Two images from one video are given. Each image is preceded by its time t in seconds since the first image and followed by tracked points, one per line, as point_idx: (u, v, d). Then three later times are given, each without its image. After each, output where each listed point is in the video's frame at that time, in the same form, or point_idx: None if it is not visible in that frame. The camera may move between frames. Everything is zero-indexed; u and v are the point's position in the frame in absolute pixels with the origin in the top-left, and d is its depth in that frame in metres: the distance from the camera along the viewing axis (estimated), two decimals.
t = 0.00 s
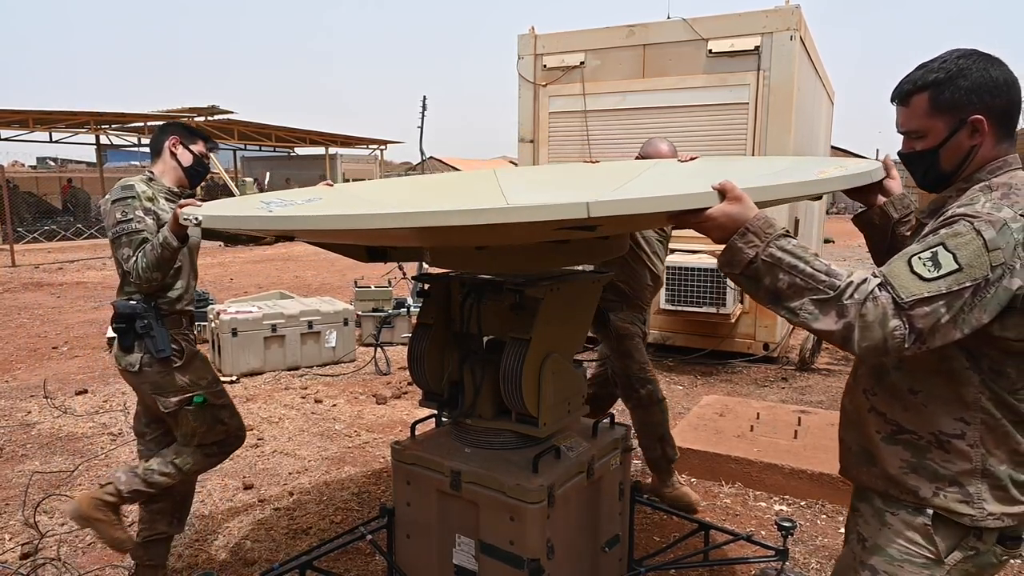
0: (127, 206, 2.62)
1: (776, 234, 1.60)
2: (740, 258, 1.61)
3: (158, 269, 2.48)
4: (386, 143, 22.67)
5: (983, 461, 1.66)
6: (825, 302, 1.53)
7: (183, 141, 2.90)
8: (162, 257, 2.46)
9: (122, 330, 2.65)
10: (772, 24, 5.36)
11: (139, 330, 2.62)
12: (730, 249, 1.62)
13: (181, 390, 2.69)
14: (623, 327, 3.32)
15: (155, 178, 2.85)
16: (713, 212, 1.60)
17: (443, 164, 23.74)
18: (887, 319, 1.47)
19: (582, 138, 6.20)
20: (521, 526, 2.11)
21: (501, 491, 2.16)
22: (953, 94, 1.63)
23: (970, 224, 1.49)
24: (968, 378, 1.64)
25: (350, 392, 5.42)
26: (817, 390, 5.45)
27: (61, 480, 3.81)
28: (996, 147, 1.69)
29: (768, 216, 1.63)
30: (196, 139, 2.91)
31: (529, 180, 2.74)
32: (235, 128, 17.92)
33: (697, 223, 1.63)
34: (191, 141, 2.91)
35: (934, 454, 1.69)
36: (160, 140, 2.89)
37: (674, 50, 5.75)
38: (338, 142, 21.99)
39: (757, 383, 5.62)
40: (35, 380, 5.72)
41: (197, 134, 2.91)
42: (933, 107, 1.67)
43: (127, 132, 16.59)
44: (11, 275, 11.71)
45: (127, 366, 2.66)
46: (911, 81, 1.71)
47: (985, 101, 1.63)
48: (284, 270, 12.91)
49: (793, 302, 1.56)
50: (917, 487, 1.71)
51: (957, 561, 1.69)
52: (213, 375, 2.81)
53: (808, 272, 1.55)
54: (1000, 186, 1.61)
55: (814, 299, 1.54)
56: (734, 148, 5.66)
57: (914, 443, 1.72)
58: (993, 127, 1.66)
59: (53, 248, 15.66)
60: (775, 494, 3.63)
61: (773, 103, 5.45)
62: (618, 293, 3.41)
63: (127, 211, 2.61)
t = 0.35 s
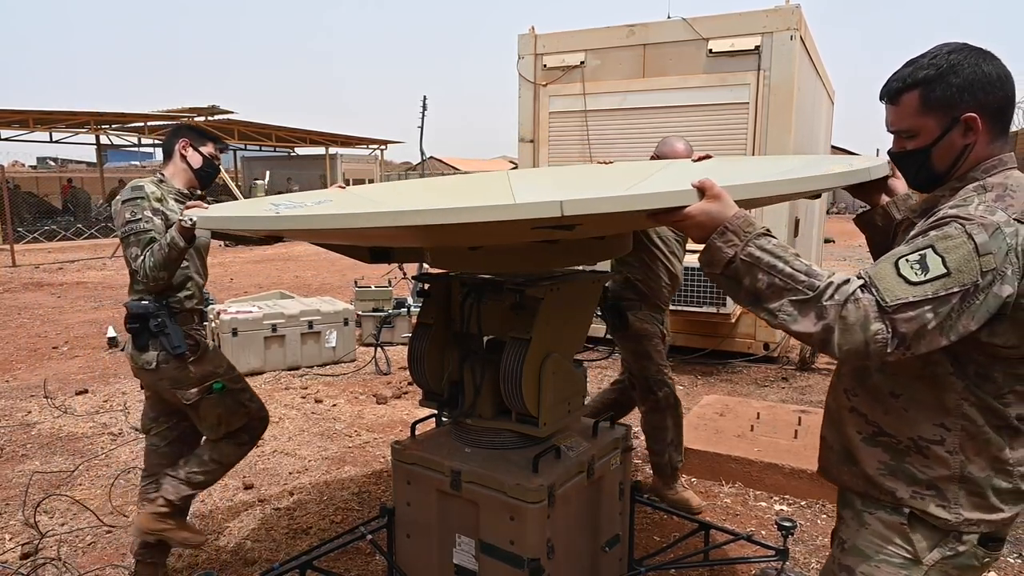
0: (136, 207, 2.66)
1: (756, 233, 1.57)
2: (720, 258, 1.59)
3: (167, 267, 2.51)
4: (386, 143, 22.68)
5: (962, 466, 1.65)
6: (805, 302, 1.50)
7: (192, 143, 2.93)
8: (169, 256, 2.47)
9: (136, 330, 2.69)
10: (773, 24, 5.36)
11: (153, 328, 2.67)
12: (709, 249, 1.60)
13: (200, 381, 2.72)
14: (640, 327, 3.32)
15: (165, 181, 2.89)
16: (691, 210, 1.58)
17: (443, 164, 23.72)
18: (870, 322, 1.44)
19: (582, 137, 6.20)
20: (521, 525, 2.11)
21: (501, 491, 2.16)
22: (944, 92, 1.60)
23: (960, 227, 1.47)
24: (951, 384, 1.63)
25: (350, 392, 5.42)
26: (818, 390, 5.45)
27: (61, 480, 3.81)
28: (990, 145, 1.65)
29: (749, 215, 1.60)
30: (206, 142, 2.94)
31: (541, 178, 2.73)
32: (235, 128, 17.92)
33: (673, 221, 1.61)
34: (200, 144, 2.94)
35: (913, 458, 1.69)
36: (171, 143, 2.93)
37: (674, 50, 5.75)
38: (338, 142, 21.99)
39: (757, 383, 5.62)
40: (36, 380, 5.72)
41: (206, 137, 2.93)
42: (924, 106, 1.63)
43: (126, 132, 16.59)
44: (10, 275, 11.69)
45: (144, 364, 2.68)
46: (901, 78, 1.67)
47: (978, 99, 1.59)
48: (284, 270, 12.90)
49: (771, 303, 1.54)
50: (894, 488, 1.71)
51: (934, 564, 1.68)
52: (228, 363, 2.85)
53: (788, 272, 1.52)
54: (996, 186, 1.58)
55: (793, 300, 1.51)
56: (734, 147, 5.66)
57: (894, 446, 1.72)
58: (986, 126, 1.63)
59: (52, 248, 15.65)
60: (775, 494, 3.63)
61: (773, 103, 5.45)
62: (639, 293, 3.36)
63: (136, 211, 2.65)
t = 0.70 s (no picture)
0: (147, 210, 2.68)
1: (727, 234, 1.50)
2: (689, 258, 1.52)
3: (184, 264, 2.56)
4: (386, 143, 22.71)
5: (936, 486, 1.57)
6: (772, 307, 1.43)
7: (204, 146, 2.94)
8: (180, 257, 2.55)
9: (157, 326, 2.71)
10: (773, 24, 5.35)
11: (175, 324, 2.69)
12: (681, 249, 1.53)
13: (220, 376, 2.78)
14: (651, 328, 3.32)
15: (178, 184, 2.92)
16: (664, 209, 1.54)
17: (443, 164, 23.75)
18: (837, 330, 1.37)
19: (582, 137, 6.20)
20: (521, 525, 2.11)
21: (501, 491, 2.16)
22: (935, 97, 1.46)
23: (942, 236, 1.39)
24: (927, 400, 1.54)
25: (351, 391, 5.42)
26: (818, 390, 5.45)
27: (61, 480, 3.80)
28: (982, 154, 1.52)
29: (723, 215, 1.53)
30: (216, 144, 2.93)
31: (552, 177, 2.71)
32: (235, 128, 17.93)
33: (644, 221, 1.57)
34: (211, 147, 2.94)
35: (887, 475, 1.62)
36: (184, 146, 2.95)
37: (674, 50, 5.75)
38: (338, 142, 22.01)
39: (757, 382, 5.63)
40: (36, 380, 5.71)
41: (217, 140, 2.93)
42: (913, 111, 1.49)
43: (126, 131, 16.59)
44: (10, 275, 11.67)
45: (165, 360, 2.71)
46: (889, 80, 1.52)
47: (970, 105, 1.45)
48: (284, 269, 12.90)
49: (738, 307, 1.47)
50: (866, 506, 1.65)
51: None
52: (243, 359, 2.91)
53: (756, 274, 1.45)
54: (984, 196, 1.48)
55: (760, 304, 1.44)
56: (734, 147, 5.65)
57: (869, 462, 1.65)
58: (979, 133, 1.49)
59: (52, 248, 15.63)
60: (776, 494, 3.63)
61: (774, 103, 5.44)
62: (652, 292, 3.35)
63: (148, 214, 2.67)
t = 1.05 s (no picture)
0: (162, 214, 2.71)
1: (697, 236, 1.48)
2: (659, 259, 1.51)
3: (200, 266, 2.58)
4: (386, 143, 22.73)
5: (920, 504, 1.51)
6: (734, 314, 1.43)
7: (216, 151, 2.97)
8: (196, 259, 2.56)
9: (178, 326, 2.74)
10: (773, 23, 5.35)
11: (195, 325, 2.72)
12: (651, 249, 1.52)
13: (236, 380, 2.80)
14: (656, 329, 3.31)
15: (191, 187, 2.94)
16: (635, 208, 1.52)
17: (443, 163, 23.76)
18: (798, 340, 1.36)
19: (582, 137, 6.19)
20: (521, 525, 2.11)
21: (502, 491, 2.15)
22: (914, 99, 1.42)
23: (913, 241, 1.34)
24: (910, 413, 1.49)
25: (351, 391, 5.42)
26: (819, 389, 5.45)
27: (61, 480, 3.80)
28: (968, 156, 1.47)
29: (695, 215, 1.52)
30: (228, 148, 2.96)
31: (556, 172, 2.68)
32: (235, 128, 17.94)
33: (618, 220, 1.55)
34: (223, 151, 2.97)
35: (871, 492, 1.56)
36: (197, 151, 2.98)
37: (674, 49, 5.75)
38: (339, 142, 22.02)
39: (758, 382, 5.63)
40: (36, 380, 5.71)
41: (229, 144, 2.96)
42: (892, 113, 1.45)
43: (126, 131, 16.59)
44: (9, 275, 11.66)
45: (186, 360, 2.74)
46: (868, 82, 1.49)
47: (952, 106, 1.41)
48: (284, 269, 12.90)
49: (703, 311, 1.47)
50: (850, 523, 1.60)
51: None
52: (259, 364, 2.92)
53: (721, 279, 1.45)
54: (969, 200, 1.43)
55: (723, 309, 1.44)
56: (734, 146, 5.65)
57: (853, 479, 1.59)
58: (963, 135, 1.45)
59: (52, 248, 15.62)
60: (776, 493, 3.63)
61: (774, 102, 5.44)
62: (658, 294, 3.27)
63: (163, 218, 2.70)
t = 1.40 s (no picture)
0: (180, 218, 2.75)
1: (659, 232, 1.44)
2: (625, 256, 1.48)
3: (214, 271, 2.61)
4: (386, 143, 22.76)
5: (902, 514, 1.41)
6: (693, 312, 1.38)
7: (233, 156, 2.99)
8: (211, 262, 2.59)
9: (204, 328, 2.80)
10: (774, 22, 5.34)
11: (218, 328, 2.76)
12: (616, 246, 1.50)
13: (254, 384, 2.82)
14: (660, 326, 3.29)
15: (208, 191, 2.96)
16: (601, 204, 1.50)
17: (444, 163, 23.80)
18: (754, 340, 1.30)
19: (583, 137, 6.19)
20: (520, 524, 2.11)
21: (502, 490, 2.15)
22: (881, 94, 1.32)
23: (880, 235, 1.27)
24: (892, 415, 1.39)
25: (352, 391, 5.43)
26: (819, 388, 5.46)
27: (61, 480, 3.80)
28: (947, 147, 1.37)
29: (660, 211, 1.48)
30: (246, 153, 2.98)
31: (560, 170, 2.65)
32: (236, 128, 17.96)
33: (586, 216, 1.54)
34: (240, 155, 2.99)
35: (852, 499, 1.46)
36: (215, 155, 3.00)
37: (674, 49, 5.74)
38: (339, 142, 22.05)
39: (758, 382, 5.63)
40: (37, 380, 5.71)
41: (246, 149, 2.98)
42: (860, 109, 1.35)
43: (127, 131, 16.62)
44: (9, 274, 11.66)
45: (211, 360, 2.80)
46: (834, 79, 1.39)
47: (922, 98, 1.31)
48: (284, 269, 12.90)
49: (663, 310, 1.43)
50: (828, 534, 1.49)
51: None
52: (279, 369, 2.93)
53: (681, 277, 1.40)
54: (948, 189, 1.33)
55: (681, 308, 1.39)
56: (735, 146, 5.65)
57: (836, 484, 1.49)
58: (937, 126, 1.34)
59: (53, 248, 15.62)
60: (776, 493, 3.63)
61: (775, 102, 5.44)
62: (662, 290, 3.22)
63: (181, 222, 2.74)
